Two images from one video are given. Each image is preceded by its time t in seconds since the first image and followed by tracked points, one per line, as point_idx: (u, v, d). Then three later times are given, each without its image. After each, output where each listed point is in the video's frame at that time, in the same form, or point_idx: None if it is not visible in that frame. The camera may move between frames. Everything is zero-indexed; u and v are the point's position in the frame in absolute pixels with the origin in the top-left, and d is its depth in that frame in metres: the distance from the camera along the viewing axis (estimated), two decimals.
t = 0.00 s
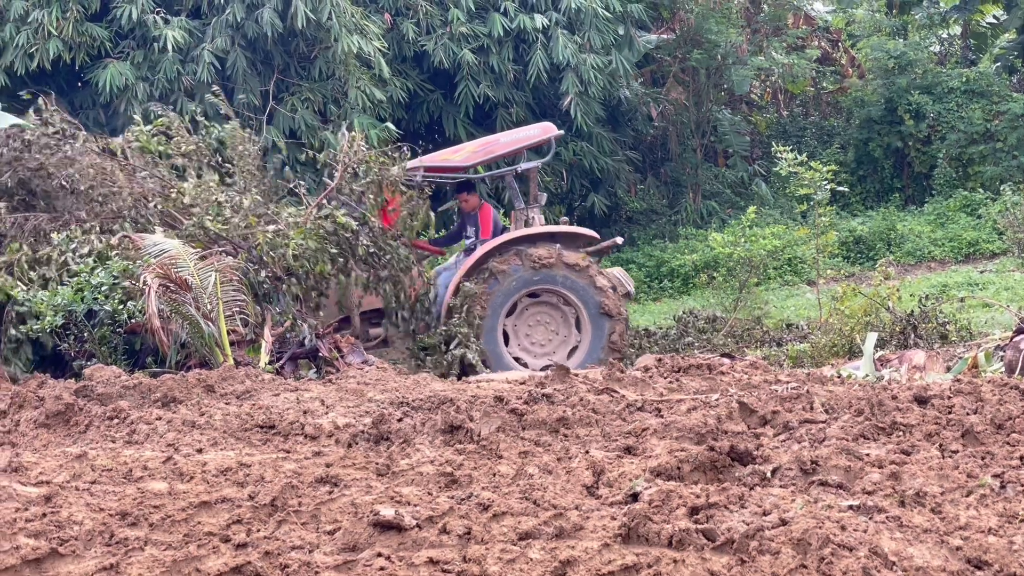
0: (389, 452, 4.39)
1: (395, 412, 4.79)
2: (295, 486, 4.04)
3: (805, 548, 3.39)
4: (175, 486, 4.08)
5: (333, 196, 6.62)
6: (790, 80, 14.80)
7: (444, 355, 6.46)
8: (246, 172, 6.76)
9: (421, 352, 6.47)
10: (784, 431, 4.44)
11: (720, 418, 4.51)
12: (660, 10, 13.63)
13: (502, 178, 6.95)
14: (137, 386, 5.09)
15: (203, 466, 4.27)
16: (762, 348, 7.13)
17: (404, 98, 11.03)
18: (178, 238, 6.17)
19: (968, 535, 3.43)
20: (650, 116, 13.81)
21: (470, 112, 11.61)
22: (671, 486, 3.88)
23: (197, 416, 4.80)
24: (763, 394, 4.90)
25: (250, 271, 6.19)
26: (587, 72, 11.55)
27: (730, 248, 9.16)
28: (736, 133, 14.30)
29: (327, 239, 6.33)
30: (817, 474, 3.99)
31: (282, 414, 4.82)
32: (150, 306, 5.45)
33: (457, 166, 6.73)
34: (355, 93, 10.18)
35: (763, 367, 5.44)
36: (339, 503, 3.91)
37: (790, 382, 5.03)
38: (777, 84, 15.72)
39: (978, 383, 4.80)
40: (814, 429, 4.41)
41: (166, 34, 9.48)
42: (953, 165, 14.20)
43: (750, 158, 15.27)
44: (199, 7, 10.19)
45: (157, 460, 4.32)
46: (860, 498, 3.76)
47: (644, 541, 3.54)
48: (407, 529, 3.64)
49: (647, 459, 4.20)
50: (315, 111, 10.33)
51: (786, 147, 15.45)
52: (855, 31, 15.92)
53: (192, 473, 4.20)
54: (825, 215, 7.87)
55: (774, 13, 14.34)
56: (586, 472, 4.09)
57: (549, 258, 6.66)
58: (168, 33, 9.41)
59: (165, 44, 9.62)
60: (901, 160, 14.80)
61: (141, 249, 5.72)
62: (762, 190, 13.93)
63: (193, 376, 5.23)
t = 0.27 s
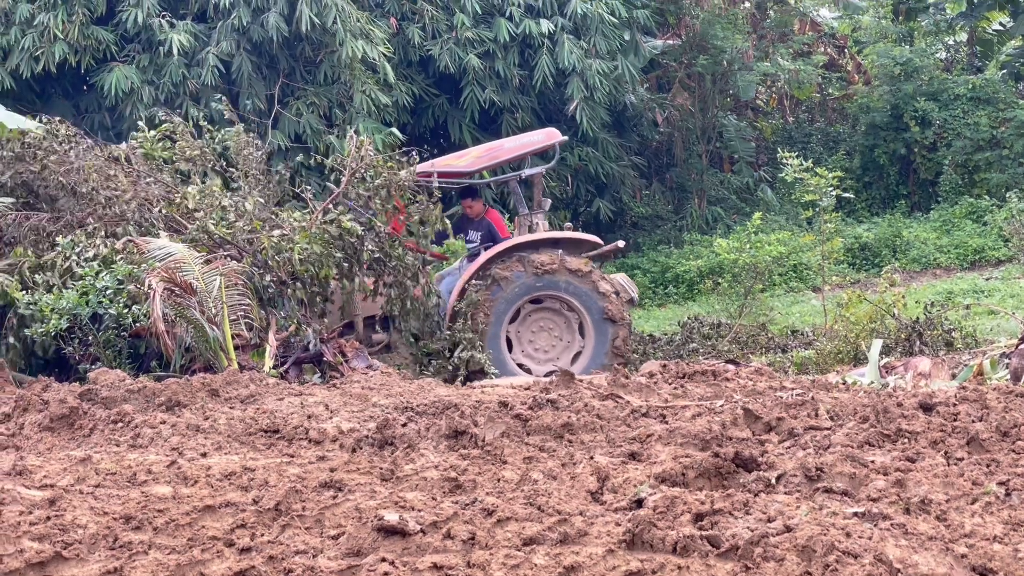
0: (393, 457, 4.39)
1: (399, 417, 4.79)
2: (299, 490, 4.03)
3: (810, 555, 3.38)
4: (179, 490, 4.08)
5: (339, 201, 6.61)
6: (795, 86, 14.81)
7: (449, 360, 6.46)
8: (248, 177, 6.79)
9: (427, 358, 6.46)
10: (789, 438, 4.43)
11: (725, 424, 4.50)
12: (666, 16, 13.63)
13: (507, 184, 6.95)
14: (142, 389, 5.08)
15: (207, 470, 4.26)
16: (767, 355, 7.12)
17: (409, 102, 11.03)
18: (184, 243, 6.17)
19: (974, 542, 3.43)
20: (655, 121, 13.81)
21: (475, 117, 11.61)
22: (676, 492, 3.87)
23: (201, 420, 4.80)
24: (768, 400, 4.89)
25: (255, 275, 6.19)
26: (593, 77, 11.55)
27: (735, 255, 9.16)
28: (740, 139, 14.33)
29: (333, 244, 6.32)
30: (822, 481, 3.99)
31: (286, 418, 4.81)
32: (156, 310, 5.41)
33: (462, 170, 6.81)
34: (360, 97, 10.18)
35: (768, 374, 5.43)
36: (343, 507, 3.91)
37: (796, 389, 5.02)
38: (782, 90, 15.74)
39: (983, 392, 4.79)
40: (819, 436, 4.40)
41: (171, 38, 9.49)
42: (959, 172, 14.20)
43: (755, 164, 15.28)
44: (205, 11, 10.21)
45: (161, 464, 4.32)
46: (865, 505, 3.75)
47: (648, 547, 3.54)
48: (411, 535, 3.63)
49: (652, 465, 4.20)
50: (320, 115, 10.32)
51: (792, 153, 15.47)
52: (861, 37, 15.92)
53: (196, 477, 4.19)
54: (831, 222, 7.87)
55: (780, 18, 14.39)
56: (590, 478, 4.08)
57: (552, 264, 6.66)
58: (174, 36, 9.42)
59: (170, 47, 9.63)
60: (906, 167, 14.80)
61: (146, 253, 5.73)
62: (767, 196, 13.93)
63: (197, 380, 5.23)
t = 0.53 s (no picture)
0: (396, 463, 4.39)
1: (402, 422, 4.79)
2: (302, 496, 4.03)
3: (813, 562, 3.37)
4: (181, 495, 4.08)
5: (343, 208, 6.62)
6: (799, 93, 14.82)
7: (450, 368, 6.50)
8: (249, 183, 6.81)
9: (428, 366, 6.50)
10: (791, 445, 4.44)
11: (728, 431, 4.50)
12: (669, 23, 13.65)
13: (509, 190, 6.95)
14: (145, 394, 5.09)
15: (209, 475, 4.26)
16: (769, 361, 7.13)
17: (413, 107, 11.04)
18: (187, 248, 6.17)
19: (977, 550, 3.43)
20: (658, 127, 13.82)
21: (478, 123, 11.62)
22: (679, 499, 3.86)
23: (204, 425, 4.80)
24: (771, 407, 4.89)
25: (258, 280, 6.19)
26: (596, 83, 11.56)
27: (738, 262, 9.17)
28: (744, 146, 14.30)
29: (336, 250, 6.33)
30: (824, 488, 3.99)
31: (289, 424, 4.82)
32: (159, 315, 5.41)
33: (464, 177, 6.82)
34: (363, 103, 10.19)
35: (771, 381, 5.43)
36: (346, 513, 3.91)
37: (799, 396, 5.02)
38: (785, 96, 15.76)
39: (986, 400, 4.79)
40: (822, 443, 4.40)
41: (175, 42, 9.50)
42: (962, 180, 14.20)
43: (758, 171, 15.29)
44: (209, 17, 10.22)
45: (164, 469, 4.32)
46: (868, 513, 3.75)
47: (651, 554, 3.53)
48: (413, 541, 3.62)
49: (655, 472, 4.20)
50: (324, 120, 10.33)
51: (795, 160, 15.48)
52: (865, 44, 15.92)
53: (199, 482, 4.19)
54: (834, 229, 7.87)
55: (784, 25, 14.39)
56: (593, 485, 4.08)
57: (550, 271, 6.67)
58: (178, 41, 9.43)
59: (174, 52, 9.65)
60: (910, 174, 14.80)
61: (148, 258, 5.68)
62: (770, 203, 13.95)
63: (200, 385, 5.23)
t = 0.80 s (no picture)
0: (396, 469, 4.39)
1: (402, 428, 4.79)
2: (301, 502, 4.03)
3: (812, 570, 3.36)
4: (181, 500, 4.08)
5: (343, 214, 6.62)
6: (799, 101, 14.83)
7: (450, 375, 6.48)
8: (251, 189, 6.82)
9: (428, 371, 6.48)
10: (791, 452, 4.44)
11: (728, 438, 4.51)
12: (670, 30, 13.65)
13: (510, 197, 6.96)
14: (145, 400, 5.09)
15: (209, 481, 4.26)
16: (769, 368, 7.13)
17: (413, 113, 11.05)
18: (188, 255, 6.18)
19: (976, 558, 3.43)
20: (659, 135, 13.84)
21: (479, 129, 11.63)
22: (679, 506, 3.86)
23: (204, 431, 4.80)
24: (771, 414, 4.90)
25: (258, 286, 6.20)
26: (597, 90, 11.57)
27: (740, 271, 9.18)
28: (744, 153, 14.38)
29: (335, 256, 6.34)
30: (824, 495, 3.99)
31: (289, 430, 4.82)
32: (160, 321, 5.42)
33: (465, 183, 6.82)
34: (364, 109, 10.20)
35: (771, 388, 5.43)
36: (345, 519, 3.90)
37: (798, 403, 5.02)
38: (786, 104, 15.79)
39: (986, 407, 4.79)
40: (822, 450, 4.40)
41: (176, 48, 9.52)
42: (963, 188, 14.21)
43: (759, 178, 15.32)
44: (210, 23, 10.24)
45: (164, 475, 4.32)
46: (867, 520, 3.75)
47: (651, 561, 3.53)
48: (413, 547, 3.62)
49: (655, 478, 4.20)
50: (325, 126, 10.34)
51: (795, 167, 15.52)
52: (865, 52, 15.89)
53: (199, 487, 4.19)
54: (833, 236, 7.87)
55: (785, 33, 14.62)
56: (593, 491, 4.08)
57: (552, 277, 6.69)
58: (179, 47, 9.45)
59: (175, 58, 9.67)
60: (910, 182, 14.82)
61: (150, 264, 5.70)
62: (770, 211, 13.97)
63: (201, 391, 5.23)
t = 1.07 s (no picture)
0: (393, 476, 4.39)
1: (399, 436, 4.80)
2: (298, 509, 4.03)
3: None
4: (178, 508, 4.08)
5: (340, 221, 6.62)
6: (797, 108, 14.83)
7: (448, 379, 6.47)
8: (248, 197, 6.82)
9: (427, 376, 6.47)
10: (788, 460, 4.44)
11: (725, 446, 4.50)
12: (667, 37, 13.50)
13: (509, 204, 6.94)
14: (142, 407, 5.10)
15: (207, 488, 4.26)
16: (767, 376, 7.13)
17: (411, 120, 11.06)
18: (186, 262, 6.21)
19: (973, 566, 3.42)
20: (657, 142, 13.85)
21: (477, 136, 11.64)
22: (675, 514, 3.86)
23: (201, 438, 4.81)
24: (768, 422, 4.90)
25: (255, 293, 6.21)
26: (595, 97, 11.58)
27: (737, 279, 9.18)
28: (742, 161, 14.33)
29: (333, 263, 6.34)
30: (821, 504, 3.99)
31: (286, 437, 4.82)
32: (156, 327, 5.47)
33: (465, 189, 6.74)
34: (362, 115, 10.22)
35: (769, 397, 5.43)
36: (342, 527, 3.90)
37: (795, 411, 5.02)
38: (783, 111, 15.81)
39: (983, 416, 4.79)
40: (819, 459, 4.40)
41: (175, 54, 9.53)
42: (960, 196, 14.22)
43: (757, 186, 15.34)
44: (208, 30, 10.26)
45: (161, 482, 4.32)
46: (864, 529, 3.75)
47: (648, 569, 3.52)
48: (410, 554, 3.61)
49: (652, 486, 4.20)
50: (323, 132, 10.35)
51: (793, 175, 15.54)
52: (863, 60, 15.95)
53: (196, 495, 4.19)
54: (831, 243, 7.87)
55: (781, 41, 14.38)
56: (590, 499, 4.08)
57: (559, 285, 6.68)
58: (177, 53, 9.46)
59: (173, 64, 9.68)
60: (908, 190, 14.82)
61: (147, 270, 5.75)
62: (768, 218, 13.98)
63: (198, 397, 5.23)
